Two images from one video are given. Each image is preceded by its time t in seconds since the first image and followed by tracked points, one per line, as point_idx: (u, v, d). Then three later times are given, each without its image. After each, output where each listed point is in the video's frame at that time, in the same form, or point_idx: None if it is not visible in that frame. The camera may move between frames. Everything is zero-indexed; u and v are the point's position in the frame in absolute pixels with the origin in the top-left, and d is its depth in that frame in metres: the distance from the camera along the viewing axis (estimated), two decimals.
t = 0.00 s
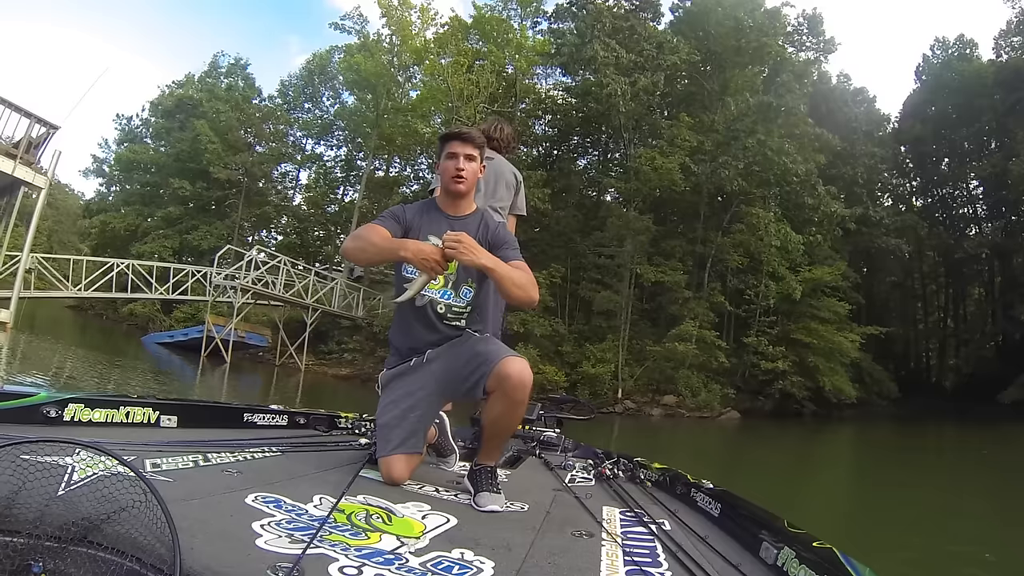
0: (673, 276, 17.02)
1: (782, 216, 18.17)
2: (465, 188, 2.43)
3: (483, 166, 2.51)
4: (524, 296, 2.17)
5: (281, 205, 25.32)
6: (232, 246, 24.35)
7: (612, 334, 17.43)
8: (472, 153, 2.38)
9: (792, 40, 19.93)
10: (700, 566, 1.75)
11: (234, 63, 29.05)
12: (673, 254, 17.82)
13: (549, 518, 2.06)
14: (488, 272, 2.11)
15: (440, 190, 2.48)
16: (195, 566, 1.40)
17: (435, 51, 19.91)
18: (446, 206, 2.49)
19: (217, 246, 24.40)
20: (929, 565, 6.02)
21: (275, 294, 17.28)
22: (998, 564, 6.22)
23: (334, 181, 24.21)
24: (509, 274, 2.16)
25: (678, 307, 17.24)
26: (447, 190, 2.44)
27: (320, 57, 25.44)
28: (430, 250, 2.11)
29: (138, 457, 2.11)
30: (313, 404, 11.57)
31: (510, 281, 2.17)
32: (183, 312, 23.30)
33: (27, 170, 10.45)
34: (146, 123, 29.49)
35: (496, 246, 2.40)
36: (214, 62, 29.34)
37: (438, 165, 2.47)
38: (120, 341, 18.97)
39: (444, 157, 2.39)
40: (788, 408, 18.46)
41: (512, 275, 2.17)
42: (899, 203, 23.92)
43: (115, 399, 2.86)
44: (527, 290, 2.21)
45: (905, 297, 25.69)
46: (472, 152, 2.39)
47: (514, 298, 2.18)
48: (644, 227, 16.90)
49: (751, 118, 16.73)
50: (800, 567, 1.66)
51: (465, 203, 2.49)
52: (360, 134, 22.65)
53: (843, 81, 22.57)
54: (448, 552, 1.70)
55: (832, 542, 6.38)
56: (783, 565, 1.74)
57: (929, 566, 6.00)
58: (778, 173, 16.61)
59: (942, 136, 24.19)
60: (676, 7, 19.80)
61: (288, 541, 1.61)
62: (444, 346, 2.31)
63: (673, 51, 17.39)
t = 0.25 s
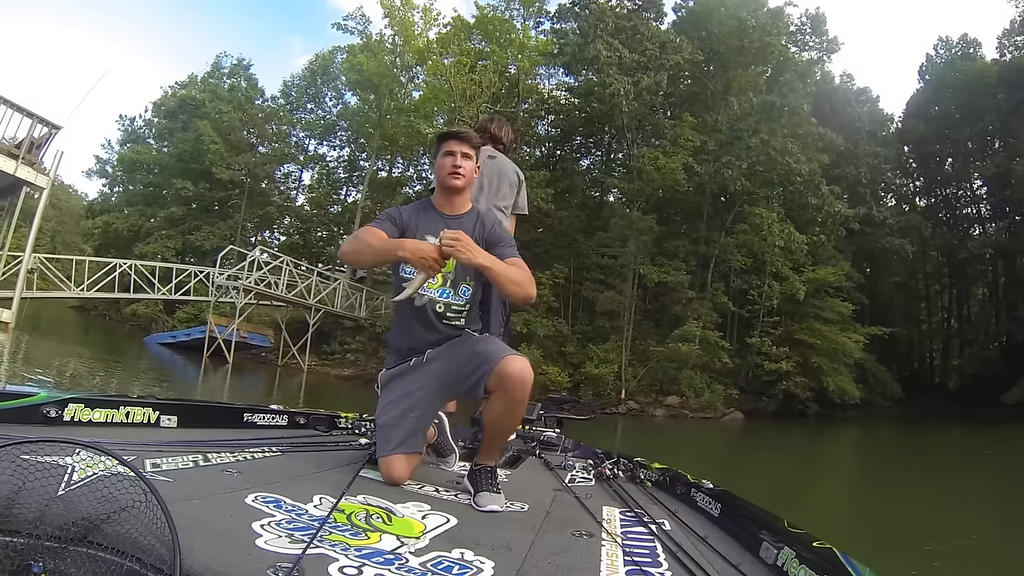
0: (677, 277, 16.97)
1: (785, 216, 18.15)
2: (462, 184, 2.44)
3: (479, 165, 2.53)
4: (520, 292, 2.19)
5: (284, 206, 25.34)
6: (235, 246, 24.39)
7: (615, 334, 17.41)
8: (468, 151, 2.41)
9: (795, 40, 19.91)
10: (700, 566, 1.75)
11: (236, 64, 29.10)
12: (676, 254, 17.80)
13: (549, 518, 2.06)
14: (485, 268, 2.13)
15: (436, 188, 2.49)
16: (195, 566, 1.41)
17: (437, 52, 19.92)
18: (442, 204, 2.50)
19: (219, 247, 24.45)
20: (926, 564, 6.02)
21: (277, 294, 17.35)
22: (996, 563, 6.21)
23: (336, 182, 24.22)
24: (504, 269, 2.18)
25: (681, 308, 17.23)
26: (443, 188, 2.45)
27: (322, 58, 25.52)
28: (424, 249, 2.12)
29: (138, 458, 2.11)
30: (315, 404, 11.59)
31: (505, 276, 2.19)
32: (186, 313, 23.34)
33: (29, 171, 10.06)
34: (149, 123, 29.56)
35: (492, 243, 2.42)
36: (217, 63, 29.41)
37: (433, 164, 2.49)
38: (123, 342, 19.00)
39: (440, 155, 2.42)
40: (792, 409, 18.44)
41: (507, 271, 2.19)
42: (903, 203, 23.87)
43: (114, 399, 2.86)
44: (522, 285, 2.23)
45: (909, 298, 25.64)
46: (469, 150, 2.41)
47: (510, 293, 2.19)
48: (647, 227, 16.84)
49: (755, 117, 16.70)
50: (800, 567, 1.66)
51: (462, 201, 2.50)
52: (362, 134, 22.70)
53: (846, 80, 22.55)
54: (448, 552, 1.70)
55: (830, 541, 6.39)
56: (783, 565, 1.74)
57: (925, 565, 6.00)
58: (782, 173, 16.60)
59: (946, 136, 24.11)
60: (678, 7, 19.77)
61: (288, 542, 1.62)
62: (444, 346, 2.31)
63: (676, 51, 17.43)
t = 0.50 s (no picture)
0: (681, 277, 16.94)
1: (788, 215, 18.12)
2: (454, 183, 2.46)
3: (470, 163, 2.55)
4: (517, 286, 2.23)
5: (286, 207, 25.35)
6: (238, 248, 24.42)
7: (619, 334, 17.39)
8: (460, 149, 2.43)
9: (798, 39, 19.83)
10: (700, 566, 1.74)
11: (238, 66, 29.17)
12: (678, 254, 17.78)
13: (549, 518, 2.06)
14: (482, 266, 2.13)
15: (429, 188, 2.50)
16: (195, 566, 1.41)
17: (439, 53, 19.93)
18: (434, 203, 2.51)
19: (222, 248, 24.48)
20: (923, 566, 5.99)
21: (279, 296, 17.39)
22: (997, 564, 6.17)
23: (338, 183, 24.17)
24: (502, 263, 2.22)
25: (685, 308, 17.21)
26: (436, 187, 2.47)
27: (324, 60, 25.57)
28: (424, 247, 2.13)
29: (138, 457, 2.11)
30: (318, 405, 11.59)
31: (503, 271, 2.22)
32: (188, 314, 23.38)
33: (30, 173, 10.02)
34: (151, 126, 29.62)
35: (487, 239, 2.44)
36: (219, 65, 29.46)
37: (426, 165, 2.51)
38: (126, 344, 19.03)
39: (431, 156, 2.44)
40: (796, 409, 18.41)
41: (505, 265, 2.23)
42: (905, 202, 23.79)
43: (114, 400, 2.87)
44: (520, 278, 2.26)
45: (913, 297, 25.57)
46: (461, 149, 2.44)
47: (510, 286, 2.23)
48: (651, 227, 16.82)
49: (757, 117, 16.68)
50: (799, 567, 1.65)
51: (454, 200, 2.51)
52: (364, 135, 22.75)
53: (848, 80, 22.53)
54: (448, 552, 1.70)
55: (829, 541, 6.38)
56: (783, 565, 1.73)
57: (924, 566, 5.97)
58: (785, 173, 16.53)
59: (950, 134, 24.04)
60: (680, 7, 19.75)
61: (288, 541, 1.62)
62: (445, 346, 2.31)
63: (678, 50, 17.41)
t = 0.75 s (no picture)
0: (683, 277, 16.91)
1: (791, 215, 18.09)
2: (445, 179, 2.47)
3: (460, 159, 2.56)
4: (515, 276, 2.25)
5: (288, 209, 25.37)
6: (240, 250, 24.45)
7: (622, 335, 17.37)
8: (449, 145, 2.44)
9: (799, 37, 19.77)
10: (701, 566, 1.74)
11: (240, 68, 29.24)
12: (681, 254, 17.75)
13: (549, 518, 2.06)
14: (478, 259, 2.14)
15: (420, 187, 2.51)
16: (195, 566, 1.41)
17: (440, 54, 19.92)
18: (425, 202, 2.52)
19: (224, 250, 24.51)
20: (923, 565, 5.97)
21: (281, 298, 17.41)
22: (997, 564, 6.14)
23: (341, 185, 24.15)
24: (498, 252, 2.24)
25: (688, 308, 17.18)
26: (427, 185, 2.48)
27: (325, 61, 25.59)
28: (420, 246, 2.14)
29: (138, 457, 2.12)
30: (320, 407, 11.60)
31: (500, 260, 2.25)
32: (191, 316, 23.41)
33: (31, 175, 10.03)
34: (153, 128, 29.68)
35: (481, 233, 2.45)
36: (220, 67, 29.52)
37: (415, 165, 2.52)
38: (128, 346, 19.06)
39: (420, 154, 2.45)
40: (799, 409, 18.37)
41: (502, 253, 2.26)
42: (908, 201, 23.73)
43: (114, 399, 2.88)
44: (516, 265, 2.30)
45: (917, 296, 25.51)
46: (450, 145, 2.45)
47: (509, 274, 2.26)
48: (653, 227, 16.83)
49: (759, 115, 16.66)
50: (800, 567, 1.65)
51: (445, 197, 2.52)
52: (366, 136, 22.81)
53: (850, 78, 22.47)
54: (448, 552, 1.70)
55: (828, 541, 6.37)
56: (783, 565, 1.73)
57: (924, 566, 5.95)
58: (787, 171, 16.48)
59: (952, 132, 23.97)
60: (681, 6, 19.72)
61: (288, 542, 1.62)
62: (445, 346, 2.31)
63: (680, 49, 17.31)
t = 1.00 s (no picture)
0: (686, 276, 16.89)
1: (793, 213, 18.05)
2: (435, 179, 2.49)
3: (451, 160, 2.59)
4: (512, 269, 2.26)
5: (290, 210, 25.38)
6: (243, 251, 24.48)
7: (625, 334, 17.36)
8: (439, 145, 2.47)
9: (801, 36, 19.76)
10: (701, 566, 1.74)
11: (241, 69, 29.28)
12: (684, 253, 17.73)
13: (549, 518, 2.05)
14: (471, 256, 2.15)
15: (412, 187, 2.53)
16: (195, 566, 1.41)
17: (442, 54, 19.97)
18: (416, 202, 2.54)
19: (226, 252, 24.55)
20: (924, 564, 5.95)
21: (283, 299, 17.44)
22: (999, 564, 6.11)
23: (343, 186, 24.23)
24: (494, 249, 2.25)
25: (691, 308, 17.17)
26: (418, 185, 2.50)
27: (327, 62, 25.68)
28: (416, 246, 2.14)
29: (139, 458, 2.12)
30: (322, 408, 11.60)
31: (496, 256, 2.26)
32: (193, 318, 23.43)
33: (32, 177, 10.02)
34: (155, 130, 29.75)
35: (473, 230, 2.46)
36: (222, 69, 29.61)
37: (406, 166, 2.55)
38: (131, 348, 19.11)
39: (411, 154, 2.49)
40: (803, 408, 18.35)
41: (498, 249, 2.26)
42: (911, 199, 23.68)
43: (115, 400, 2.88)
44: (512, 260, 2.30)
45: (920, 295, 25.46)
46: (440, 144, 2.50)
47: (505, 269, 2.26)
48: (655, 227, 16.83)
49: (761, 114, 16.63)
50: (799, 567, 1.65)
51: (438, 196, 2.54)
52: (368, 137, 22.88)
53: (851, 77, 22.44)
54: (448, 552, 1.70)
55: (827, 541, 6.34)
56: (783, 565, 1.72)
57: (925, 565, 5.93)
58: (790, 170, 16.46)
59: (955, 130, 23.93)
60: (682, 6, 19.74)
61: (288, 541, 1.62)
62: (443, 345, 2.31)
63: (681, 48, 17.30)
